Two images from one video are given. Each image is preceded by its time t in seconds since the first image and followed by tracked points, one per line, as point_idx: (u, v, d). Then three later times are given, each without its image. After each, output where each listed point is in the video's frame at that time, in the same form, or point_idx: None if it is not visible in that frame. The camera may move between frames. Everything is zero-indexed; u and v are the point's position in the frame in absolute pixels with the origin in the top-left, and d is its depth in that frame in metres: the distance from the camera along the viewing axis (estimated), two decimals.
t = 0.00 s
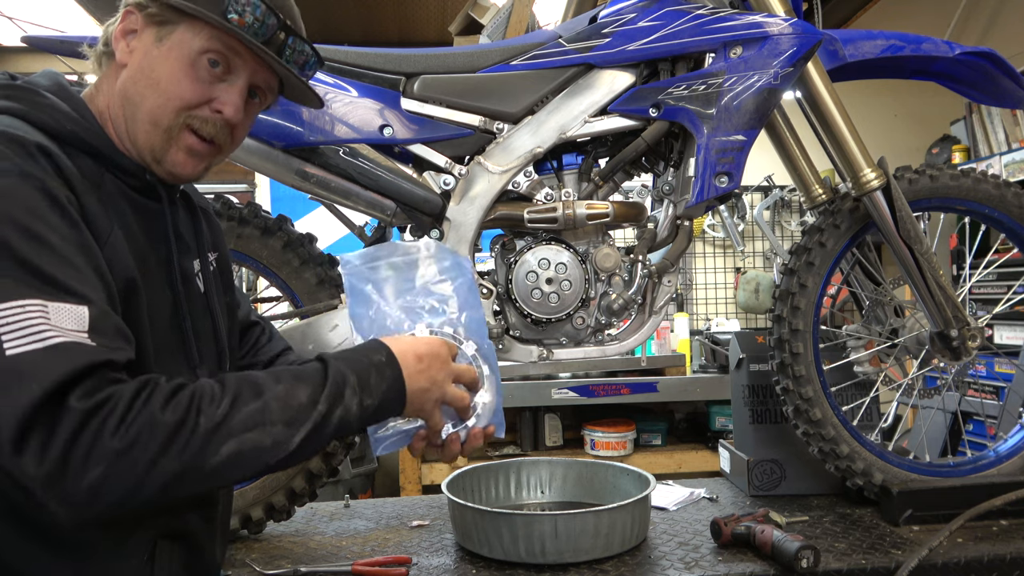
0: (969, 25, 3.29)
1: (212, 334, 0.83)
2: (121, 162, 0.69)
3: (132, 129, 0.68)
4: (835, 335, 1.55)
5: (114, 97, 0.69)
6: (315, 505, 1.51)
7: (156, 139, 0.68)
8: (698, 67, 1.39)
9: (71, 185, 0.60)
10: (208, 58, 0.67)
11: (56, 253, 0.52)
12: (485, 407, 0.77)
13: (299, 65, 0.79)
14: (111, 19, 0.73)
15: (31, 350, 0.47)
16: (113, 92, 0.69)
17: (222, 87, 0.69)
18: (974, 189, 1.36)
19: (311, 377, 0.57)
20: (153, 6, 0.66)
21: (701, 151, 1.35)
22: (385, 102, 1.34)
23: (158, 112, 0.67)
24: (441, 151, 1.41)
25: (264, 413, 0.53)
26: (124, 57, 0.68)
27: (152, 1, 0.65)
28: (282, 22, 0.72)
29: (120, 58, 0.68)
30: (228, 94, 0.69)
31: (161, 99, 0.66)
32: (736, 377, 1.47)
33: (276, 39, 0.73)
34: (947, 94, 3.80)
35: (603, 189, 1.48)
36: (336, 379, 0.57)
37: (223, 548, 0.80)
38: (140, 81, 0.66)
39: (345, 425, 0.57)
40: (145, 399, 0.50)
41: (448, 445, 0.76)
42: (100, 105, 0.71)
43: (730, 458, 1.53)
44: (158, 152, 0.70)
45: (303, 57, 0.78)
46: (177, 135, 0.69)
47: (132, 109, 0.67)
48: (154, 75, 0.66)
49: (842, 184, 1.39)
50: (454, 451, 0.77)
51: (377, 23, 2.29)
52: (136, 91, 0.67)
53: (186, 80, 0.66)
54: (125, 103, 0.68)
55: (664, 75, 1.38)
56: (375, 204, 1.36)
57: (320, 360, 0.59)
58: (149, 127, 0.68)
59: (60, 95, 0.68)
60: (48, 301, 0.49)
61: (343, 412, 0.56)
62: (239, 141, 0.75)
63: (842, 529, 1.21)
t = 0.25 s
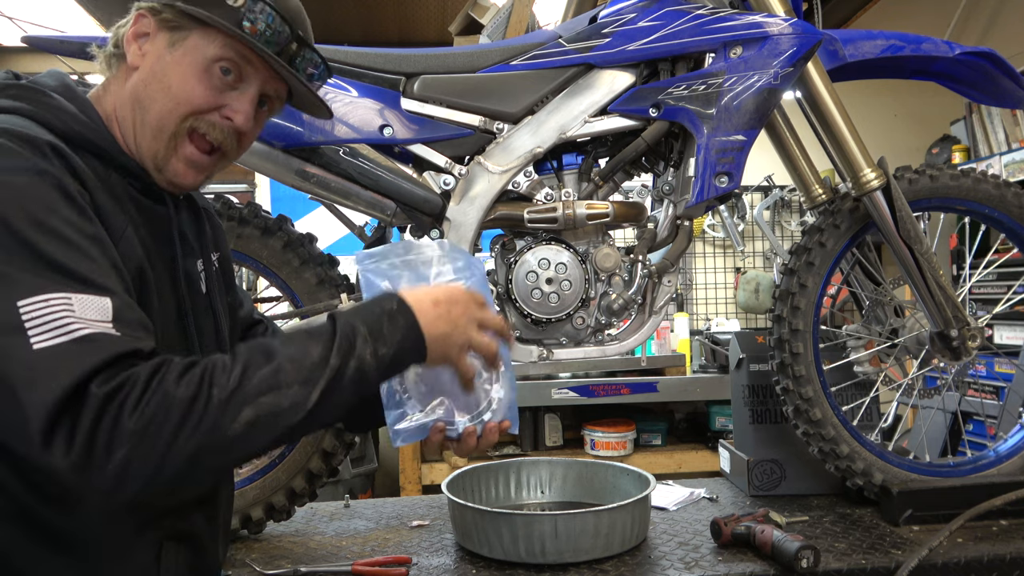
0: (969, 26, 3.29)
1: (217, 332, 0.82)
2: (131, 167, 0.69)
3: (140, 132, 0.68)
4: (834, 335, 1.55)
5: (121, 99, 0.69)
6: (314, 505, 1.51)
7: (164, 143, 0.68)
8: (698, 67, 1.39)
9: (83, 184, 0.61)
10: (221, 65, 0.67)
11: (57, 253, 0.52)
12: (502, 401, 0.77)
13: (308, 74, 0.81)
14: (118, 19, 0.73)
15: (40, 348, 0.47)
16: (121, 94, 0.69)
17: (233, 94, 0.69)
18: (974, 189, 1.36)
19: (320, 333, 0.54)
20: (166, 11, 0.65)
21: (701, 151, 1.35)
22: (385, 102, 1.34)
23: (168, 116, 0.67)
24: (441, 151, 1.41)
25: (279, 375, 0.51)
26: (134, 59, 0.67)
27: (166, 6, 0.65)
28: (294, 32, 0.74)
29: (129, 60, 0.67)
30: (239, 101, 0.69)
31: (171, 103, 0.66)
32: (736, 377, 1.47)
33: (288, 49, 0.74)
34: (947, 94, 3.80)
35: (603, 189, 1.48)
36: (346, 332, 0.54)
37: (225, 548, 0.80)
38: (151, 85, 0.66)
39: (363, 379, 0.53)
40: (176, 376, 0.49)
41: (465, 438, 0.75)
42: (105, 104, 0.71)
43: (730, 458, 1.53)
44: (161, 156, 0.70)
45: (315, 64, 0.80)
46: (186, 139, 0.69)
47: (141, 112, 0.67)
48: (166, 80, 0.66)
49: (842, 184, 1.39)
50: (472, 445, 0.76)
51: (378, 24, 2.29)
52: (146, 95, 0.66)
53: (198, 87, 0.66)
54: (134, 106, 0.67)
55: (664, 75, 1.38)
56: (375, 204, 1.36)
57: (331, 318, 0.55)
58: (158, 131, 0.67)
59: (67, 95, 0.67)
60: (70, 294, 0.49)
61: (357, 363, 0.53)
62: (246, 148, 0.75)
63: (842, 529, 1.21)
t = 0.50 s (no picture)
0: (969, 26, 3.29)
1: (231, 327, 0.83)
2: (149, 167, 0.69)
3: (174, 146, 0.67)
4: (834, 335, 1.55)
5: (148, 107, 0.66)
6: (314, 505, 1.50)
7: (199, 157, 0.68)
8: (698, 67, 1.39)
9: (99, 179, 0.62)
10: (256, 84, 0.66)
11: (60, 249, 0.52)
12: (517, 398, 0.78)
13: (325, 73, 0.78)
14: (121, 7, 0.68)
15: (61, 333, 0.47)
16: (146, 102, 0.66)
17: (267, 110, 0.68)
18: (974, 189, 1.36)
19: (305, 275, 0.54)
20: (200, 26, 0.62)
21: (701, 151, 1.35)
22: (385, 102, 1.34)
23: (206, 134, 0.66)
24: (441, 151, 1.41)
25: (270, 324, 0.51)
26: (162, 70, 0.64)
27: (199, 21, 0.62)
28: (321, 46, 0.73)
29: (156, 70, 0.64)
30: (272, 116, 0.69)
31: (210, 122, 0.65)
32: (736, 377, 1.47)
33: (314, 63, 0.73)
34: (947, 94, 3.80)
35: (603, 189, 1.48)
36: (327, 261, 0.53)
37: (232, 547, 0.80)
38: (186, 102, 0.64)
39: (359, 305, 0.53)
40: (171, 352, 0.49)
41: (483, 434, 0.74)
42: (124, 106, 0.68)
43: (730, 458, 1.53)
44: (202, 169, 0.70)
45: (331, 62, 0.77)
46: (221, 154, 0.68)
47: (174, 127, 0.66)
48: (203, 98, 0.64)
49: (842, 184, 1.39)
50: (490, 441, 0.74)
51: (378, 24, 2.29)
52: (182, 111, 0.64)
53: (234, 105, 0.65)
54: (168, 120, 0.65)
55: (664, 75, 1.38)
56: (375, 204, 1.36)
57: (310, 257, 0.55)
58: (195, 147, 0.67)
59: (84, 94, 0.67)
60: (90, 282, 0.50)
61: (345, 290, 0.52)
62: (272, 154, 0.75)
63: (842, 529, 1.21)
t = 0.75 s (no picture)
0: (969, 26, 3.29)
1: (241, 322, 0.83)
2: (160, 166, 0.69)
3: (196, 148, 0.68)
4: (834, 335, 1.55)
5: (163, 112, 0.67)
6: (314, 505, 1.50)
7: (224, 158, 0.70)
8: (698, 67, 1.39)
9: (110, 179, 0.61)
10: (267, 79, 0.66)
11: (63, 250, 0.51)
12: (523, 400, 0.78)
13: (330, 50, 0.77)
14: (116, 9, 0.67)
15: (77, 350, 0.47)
16: (161, 108, 0.67)
17: (281, 102, 0.68)
18: (974, 189, 1.36)
19: (324, 295, 0.54)
20: (205, 29, 0.62)
21: (700, 151, 1.35)
22: (385, 101, 1.34)
23: (227, 135, 0.67)
24: (441, 151, 1.41)
25: (294, 342, 0.51)
26: (172, 74, 0.64)
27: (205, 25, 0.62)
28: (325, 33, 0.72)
29: (166, 75, 0.64)
30: (287, 108, 0.69)
31: (229, 124, 0.66)
32: (736, 377, 1.47)
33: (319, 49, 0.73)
34: (946, 94, 3.80)
35: (603, 189, 1.48)
36: (345, 284, 0.54)
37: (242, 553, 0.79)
38: (203, 105, 0.65)
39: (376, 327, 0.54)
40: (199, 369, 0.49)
41: (487, 439, 0.75)
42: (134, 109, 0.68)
43: (730, 458, 1.53)
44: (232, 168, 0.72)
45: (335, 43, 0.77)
46: (244, 152, 0.70)
47: (197, 133, 0.67)
48: (220, 100, 0.64)
49: (842, 184, 1.39)
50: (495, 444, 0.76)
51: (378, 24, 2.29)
52: (200, 115, 0.65)
53: (249, 105, 0.65)
54: (187, 125, 0.66)
55: (664, 75, 1.38)
56: (375, 204, 1.36)
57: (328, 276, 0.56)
58: (218, 148, 0.68)
59: (94, 93, 0.66)
60: (105, 295, 0.49)
61: (363, 313, 0.54)
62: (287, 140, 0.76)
63: (842, 529, 1.21)
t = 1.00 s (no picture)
0: (969, 25, 3.29)
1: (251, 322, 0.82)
2: (162, 166, 0.68)
3: (187, 127, 0.67)
4: (834, 335, 1.55)
5: (146, 98, 0.66)
6: (314, 505, 1.50)
7: (217, 132, 0.67)
8: (698, 67, 1.39)
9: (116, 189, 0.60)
10: (236, 41, 0.64)
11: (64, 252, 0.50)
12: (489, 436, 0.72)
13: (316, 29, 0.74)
14: None
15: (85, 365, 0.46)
16: (143, 94, 0.65)
17: (256, 60, 0.66)
18: (974, 188, 1.36)
19: (356, 354, 0.56)
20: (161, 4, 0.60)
21: (701, 151, 1.35)
22: (385, 102, 1.34)
23: (212, 106, 0.65)
24: (441, 151, 1.41)
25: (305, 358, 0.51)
26: (142, 60, 0.62)
27: None
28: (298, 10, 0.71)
29: (137, 61, 0.63)
30: (263, 67, 0.67)
31: (212, 94, 0.64)
32: (736, 377, 1.47)
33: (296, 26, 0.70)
34: (947, 94, 3.80)
35: (603, 189, 1.48)
36: (376, 352, 0.56)
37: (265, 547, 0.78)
38: (180, 81, 0.63)
39: (394, 398, 0.55)
40: (212, 391, 0.50)
41: (437, 472, 0.70)
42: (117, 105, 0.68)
43: (730, 458, 1.53)
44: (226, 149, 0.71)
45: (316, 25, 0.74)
46: (234, 121, 0.68)
47: (180, 113, 0.65)
48: (196, 74, 0.63)
49: (843, 184, 1.39)
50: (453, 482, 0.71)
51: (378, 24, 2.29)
52: (181, 92, 0.63)
53: (224, 67, 0.63)
54: (170, 105, 0.64)
55: (664, 75, 1.37)
56: (375, 205, 1.36)
57: (360, 342, 0.57)
58: (208, 123, 0.66)
59: (93, 95, 0.64)
60: (116, 311, 0.49)
61: (386, 382, 0.55)
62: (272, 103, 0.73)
63: (842, 529, 1.21)
